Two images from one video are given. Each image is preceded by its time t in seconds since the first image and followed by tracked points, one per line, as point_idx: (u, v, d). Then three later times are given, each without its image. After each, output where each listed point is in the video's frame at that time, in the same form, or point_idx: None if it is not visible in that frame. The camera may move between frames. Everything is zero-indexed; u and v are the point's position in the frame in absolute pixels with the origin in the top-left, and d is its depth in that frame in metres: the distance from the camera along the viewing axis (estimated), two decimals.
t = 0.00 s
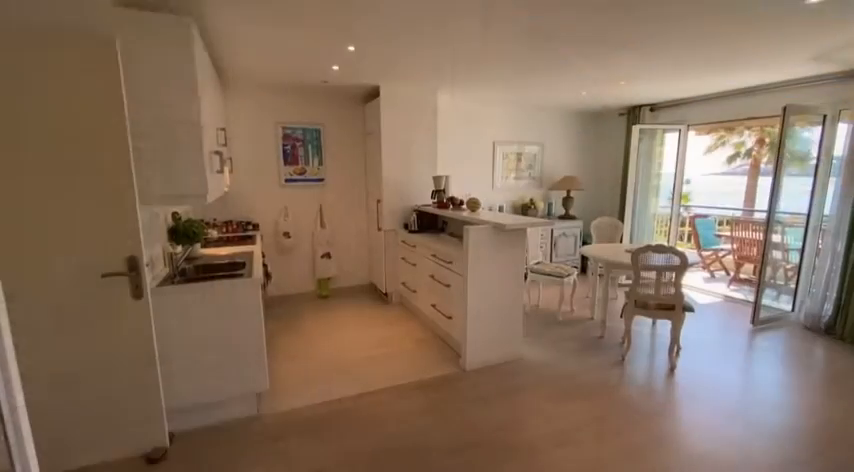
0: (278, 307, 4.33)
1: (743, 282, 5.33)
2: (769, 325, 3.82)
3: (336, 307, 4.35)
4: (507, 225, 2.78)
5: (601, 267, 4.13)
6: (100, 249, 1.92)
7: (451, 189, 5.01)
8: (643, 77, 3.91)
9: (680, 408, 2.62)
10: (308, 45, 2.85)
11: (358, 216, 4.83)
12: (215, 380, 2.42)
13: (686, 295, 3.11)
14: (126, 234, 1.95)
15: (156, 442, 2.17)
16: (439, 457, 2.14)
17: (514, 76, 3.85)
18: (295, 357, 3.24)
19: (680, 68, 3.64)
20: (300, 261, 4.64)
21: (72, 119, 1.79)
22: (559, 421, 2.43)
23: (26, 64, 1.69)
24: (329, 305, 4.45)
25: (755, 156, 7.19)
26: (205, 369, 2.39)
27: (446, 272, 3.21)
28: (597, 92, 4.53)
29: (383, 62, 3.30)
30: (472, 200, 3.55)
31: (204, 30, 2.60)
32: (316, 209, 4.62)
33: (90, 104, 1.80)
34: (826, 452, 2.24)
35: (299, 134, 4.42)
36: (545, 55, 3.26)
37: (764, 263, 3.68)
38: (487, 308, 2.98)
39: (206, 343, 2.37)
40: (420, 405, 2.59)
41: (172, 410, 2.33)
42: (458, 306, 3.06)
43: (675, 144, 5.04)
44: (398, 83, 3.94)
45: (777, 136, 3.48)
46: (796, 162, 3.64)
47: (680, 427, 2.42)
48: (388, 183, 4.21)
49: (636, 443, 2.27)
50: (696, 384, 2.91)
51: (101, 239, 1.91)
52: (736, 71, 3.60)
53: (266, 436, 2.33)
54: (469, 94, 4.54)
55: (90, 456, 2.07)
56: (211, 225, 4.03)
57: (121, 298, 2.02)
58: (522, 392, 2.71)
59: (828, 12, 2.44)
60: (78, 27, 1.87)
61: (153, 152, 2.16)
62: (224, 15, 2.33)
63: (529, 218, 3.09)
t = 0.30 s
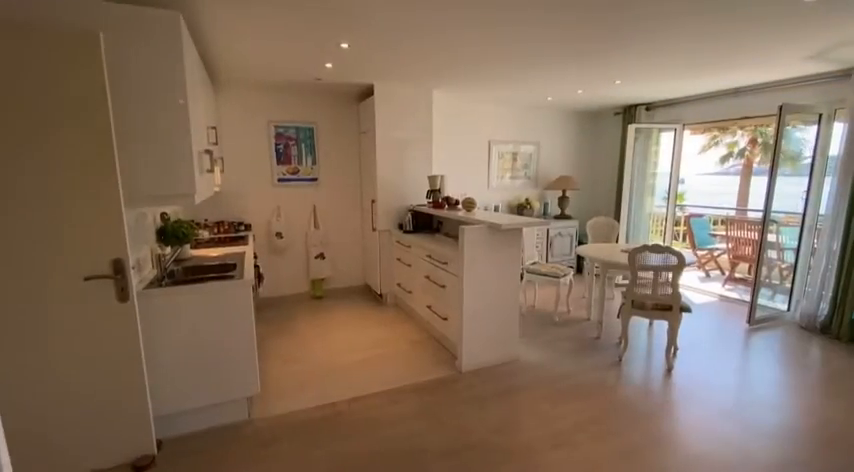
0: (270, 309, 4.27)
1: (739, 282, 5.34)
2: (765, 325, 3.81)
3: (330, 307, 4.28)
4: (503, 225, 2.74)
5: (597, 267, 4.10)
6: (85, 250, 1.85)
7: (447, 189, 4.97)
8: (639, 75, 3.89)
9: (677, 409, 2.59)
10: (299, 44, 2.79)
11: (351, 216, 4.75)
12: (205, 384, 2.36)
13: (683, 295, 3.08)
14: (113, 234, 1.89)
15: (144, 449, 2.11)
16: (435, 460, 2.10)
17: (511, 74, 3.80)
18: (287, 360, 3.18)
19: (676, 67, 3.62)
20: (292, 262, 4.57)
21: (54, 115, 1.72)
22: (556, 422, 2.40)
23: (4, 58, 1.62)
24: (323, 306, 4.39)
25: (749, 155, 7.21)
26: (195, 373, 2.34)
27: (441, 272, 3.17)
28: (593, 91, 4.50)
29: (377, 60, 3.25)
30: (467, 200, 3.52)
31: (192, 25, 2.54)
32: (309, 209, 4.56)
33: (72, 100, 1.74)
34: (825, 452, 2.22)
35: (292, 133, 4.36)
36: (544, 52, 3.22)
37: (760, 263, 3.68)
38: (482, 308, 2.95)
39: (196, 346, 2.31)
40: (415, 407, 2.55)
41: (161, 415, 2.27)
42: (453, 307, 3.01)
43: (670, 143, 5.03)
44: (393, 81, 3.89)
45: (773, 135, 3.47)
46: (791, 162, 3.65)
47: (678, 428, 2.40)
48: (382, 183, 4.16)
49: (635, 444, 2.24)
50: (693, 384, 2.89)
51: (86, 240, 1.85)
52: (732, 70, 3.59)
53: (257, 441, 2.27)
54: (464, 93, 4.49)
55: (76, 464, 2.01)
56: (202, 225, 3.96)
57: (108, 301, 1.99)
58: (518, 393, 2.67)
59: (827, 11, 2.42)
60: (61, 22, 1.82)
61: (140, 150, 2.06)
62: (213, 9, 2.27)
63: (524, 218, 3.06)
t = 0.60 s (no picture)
0: (255, 313, 4.16)
1: (724, 280, 5.39)
2: (751, 323, 3.84)
3: (317, 311, 4.19)
4: (493, 225, 2.68)
5: (586, 267, 4.08)
6: (49, 256, 1.72)
7: (435, 189, 4.91)
8: (627, 75, 3.89)
9: (668, 408, 2.58)
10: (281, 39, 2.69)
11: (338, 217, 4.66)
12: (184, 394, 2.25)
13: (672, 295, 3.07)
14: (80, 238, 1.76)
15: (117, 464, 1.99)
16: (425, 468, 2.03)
17: (500, 72, 3.76)
18: (272, 366, 3.08)
19: (665, 67, 3.62)
20: (278, 264, 4.46)
21: (12, 109, 1.60)
22: (548, 426, 2.35)
23: None
24: (309, 309, 4.30)
25: (732, 155, 7.31)
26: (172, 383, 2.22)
27: (430, 274, 3.10)
28: (581, 90, 4.49)
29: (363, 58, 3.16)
30: (456, 200, 3.46)
31: (169, 18, 2.42)
32: (295, 210, 4.45)
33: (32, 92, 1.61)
34: (814, 450, 2.22)
35: (276, 131, 4.25)
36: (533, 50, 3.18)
37: (746, 262, 3.70)
38: (471, 311, 2.89)
39: (173, 354, 2.20)
40: (404, 413, 2.48)
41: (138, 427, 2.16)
42: (442, 309, 2.95)
43: (657, 142, 5.05)
44: (380, 79, 3.81)
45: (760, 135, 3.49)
46: (776, 162, 3.66)
47: (670, 429, 2.37)
48: (369, 182, 4.08)
49: (627, 447, 2.20)
50: (683, 383, 2.88)
51: (50, 246, 1.72)
52: (718, 70, 3.61)
53: (240, 452, 2.18)
54: (452, 91, 4.42)
55: None
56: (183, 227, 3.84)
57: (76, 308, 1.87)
58: (509, 397, 2.63)
59: (815, 11, 2.41)
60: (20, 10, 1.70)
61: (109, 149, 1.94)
62: None
63: (514, 218, 3.01)
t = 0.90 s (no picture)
0: (238, 319, 4.02)
1: (711, 279, 5.43)
2: (738, 322, 3.85)
3: (302, 315, 4.07)
4: (482, 226, 2.61)
5: (576, 267, 4.05)
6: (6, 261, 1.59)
7: (423, 189, 4.82)
8: (616, 75, 3.87)
9: (660, 410, 2.54)
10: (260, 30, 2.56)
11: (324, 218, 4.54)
12: (157, 408, 2.12)
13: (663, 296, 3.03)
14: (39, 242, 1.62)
15: None
16: None
17: (488, 70, 3.70)
18: (254, 375, 2.96)
19: (653, 66, 3.60)
20: (261, 267, 4.33)
21: None
22: (540, 433, 2.29)
23: None
24: (294, 313, 4.17)
25: (715, 155, 7.41)
26: (144, 396, 2.09)
27: (418, 276, 3.01)
28: (569, 90, 4.46)
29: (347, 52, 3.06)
30: (444, 200, 3.38)
31: (140, 8, 2.29)
32: (279, 210, 4.32)
33: None
34: (807, 450, 2.20)
35: (259, 129, 4.11)
36: (522, 49, 3.12)
37: (734, 261, 3.71)
38: (461, 314, 2.81)
39: (145, 366, 2.07)
40: (392, 422, 2.39)
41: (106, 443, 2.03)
42: (431, 313, 2.87)
43: (645, 142, 5.05)
44: (366, 76, 3.71)
45: (747, 134, 3.49)
46: (763, 162, 3.67)
47: (663, 432, 2.33)
48: (356, 182, 3.97)
49: (621, 452, 2.15)
50: (674, 384, 2.85)
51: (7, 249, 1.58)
52: (706, 69, 3.60)
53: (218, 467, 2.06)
54: (439, 89, 4.34)
55: None
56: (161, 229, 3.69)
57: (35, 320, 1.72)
58: (500, 402, 2.56)
59: (804, 11, 2.39)
60: None
61: (72, 144, 1.77)
62: None
63: (504, 218, 2.93)
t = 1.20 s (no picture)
0: (217, 325, 3.87)
1: (695, 277, 5.47)
2: (724, 321, 3.87)
3: (285, 320, 3.94)
4: (471, 227, 2.53)
5: (564, 267, 4.02)
6: None
7: (409, 189, 4.74)
8: (602, 74, 3.86)
9: (650, 412, 2.51)
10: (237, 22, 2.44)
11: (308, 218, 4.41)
12: (127, 424, 1.99)
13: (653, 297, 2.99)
14: None
15: None
16: None
17: (474, 68, 3.63)
18: (233, 384, 2.83)
19: (640, 66, 3.59)
20: (242, 270, 4.18)
21: None
22: (532, 440, 2.23)
23: None
24: (276, 317, 4.04)
25: (695, 155, 7.52)
26: (113, 411, 1.96)
27: (405, 279, 2.91)
28: (556, 89, 4.43)
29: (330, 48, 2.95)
30: (432, 200, 3.30)
31: None
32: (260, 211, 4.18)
33: None
34: (796, 449, 2.20)
35: (238, 127, 3.96)
36: (509, 46, 3.07)
37: (720, 260, 3.73)
38: (449, 318, 2.73)
39: (113, 379, 1.94)
40: (379, 431, 2.30)
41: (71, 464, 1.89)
42: (418, 317, 2.79)
43: (630, 143, 5.06)
44: (349, 72, 3.60)
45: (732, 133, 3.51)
46: (748, 162, 3.70)
47: (655, 436, 2.29)
48: (340, 182, 3.86)
49: (614, 458, 2.10)
50: (664, 385, 2.83)
51: None
52: (692, 69, 3.61)
53: None
54: (426, 87, 4.26)
55: None
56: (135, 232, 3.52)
57: None
58: (490, 408, 2.49)
59: (791, 12, 2.38)
60: None
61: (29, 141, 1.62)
62: None
63: (492, 219, 2.86)
